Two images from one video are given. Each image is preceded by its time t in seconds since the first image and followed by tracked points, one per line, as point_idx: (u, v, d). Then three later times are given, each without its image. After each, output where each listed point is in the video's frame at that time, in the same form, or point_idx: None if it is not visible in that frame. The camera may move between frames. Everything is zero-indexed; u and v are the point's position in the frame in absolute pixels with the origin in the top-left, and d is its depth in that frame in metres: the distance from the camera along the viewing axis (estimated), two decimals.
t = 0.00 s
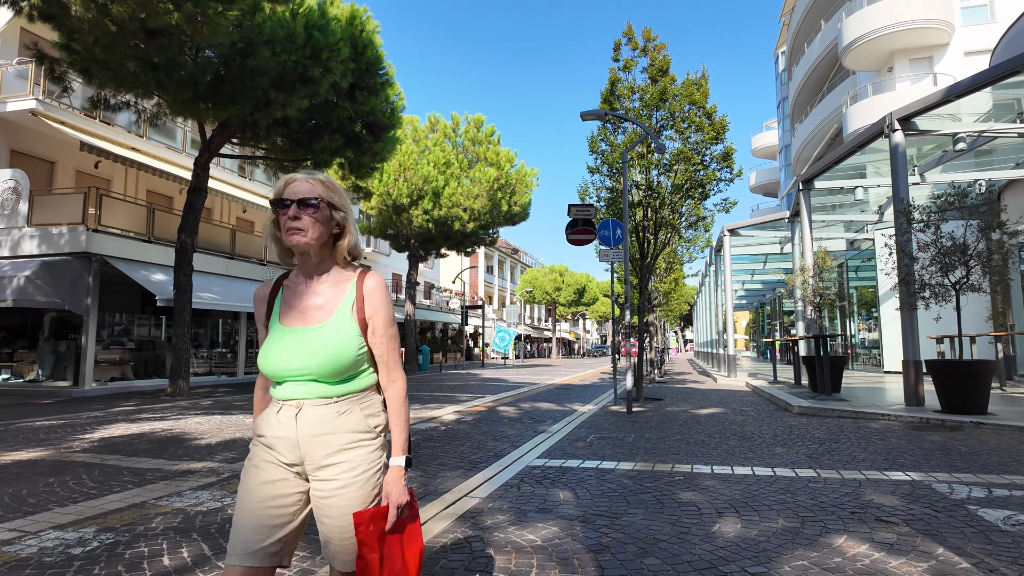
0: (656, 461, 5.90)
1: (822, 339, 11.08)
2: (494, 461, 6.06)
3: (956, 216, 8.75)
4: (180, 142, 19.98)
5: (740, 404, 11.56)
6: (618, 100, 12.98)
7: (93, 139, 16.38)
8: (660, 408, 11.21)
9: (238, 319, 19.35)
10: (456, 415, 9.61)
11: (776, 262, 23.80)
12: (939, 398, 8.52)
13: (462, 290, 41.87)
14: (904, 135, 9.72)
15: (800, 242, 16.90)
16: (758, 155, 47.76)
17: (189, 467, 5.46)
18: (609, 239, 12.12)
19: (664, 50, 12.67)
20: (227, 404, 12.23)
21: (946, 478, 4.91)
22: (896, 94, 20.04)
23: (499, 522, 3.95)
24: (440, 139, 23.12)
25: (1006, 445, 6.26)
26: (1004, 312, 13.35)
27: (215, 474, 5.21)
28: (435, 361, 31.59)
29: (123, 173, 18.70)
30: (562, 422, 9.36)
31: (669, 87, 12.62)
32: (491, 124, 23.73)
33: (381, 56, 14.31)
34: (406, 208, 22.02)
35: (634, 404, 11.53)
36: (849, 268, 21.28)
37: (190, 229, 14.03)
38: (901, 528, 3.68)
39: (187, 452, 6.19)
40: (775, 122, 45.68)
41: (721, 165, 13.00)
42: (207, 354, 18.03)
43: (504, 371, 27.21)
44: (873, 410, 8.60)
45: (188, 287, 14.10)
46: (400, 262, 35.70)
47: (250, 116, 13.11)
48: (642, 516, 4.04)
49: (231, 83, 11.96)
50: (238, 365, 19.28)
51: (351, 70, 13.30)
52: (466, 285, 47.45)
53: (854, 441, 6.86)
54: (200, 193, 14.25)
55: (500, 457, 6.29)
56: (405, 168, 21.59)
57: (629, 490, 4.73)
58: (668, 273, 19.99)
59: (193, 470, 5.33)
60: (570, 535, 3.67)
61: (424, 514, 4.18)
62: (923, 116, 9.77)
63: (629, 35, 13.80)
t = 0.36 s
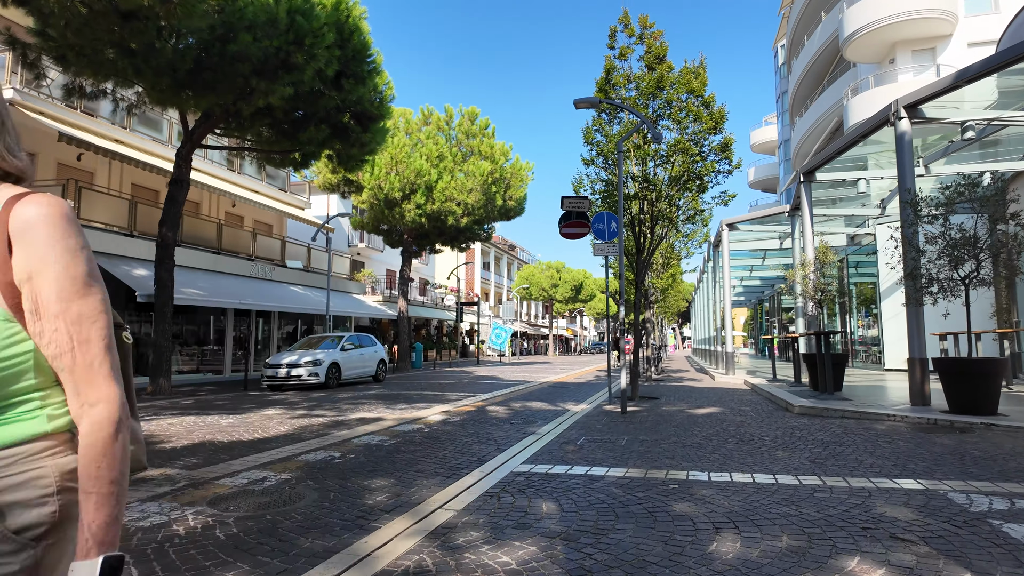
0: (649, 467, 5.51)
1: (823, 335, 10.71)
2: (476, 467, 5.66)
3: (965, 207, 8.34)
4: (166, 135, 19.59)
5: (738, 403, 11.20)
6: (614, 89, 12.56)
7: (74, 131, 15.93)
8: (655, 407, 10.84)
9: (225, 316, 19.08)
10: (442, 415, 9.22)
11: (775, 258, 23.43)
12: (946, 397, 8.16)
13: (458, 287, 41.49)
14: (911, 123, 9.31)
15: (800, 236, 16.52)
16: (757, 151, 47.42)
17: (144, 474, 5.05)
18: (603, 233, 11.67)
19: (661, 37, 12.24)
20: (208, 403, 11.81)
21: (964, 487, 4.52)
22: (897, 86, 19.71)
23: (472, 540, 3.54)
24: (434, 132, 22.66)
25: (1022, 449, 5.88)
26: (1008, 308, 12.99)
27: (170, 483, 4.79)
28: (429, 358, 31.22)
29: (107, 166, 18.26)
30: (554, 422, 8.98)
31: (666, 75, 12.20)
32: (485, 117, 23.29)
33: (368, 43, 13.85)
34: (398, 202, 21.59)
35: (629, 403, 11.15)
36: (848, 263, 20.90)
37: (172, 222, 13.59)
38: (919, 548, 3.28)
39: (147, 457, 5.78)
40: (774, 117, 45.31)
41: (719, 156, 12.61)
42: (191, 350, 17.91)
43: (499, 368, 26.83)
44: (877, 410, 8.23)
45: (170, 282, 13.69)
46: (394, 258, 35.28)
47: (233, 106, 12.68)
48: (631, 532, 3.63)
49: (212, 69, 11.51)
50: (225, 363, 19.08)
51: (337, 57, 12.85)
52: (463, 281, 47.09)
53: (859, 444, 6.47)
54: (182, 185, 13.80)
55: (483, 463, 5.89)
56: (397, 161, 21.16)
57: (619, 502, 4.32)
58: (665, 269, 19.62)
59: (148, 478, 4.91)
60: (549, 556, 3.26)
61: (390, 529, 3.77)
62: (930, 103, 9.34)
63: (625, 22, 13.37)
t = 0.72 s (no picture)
0: (632, 476, 5.16)
1: (813, 335, 10.43)
2: (448, 475, 5.28)
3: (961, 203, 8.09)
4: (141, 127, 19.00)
5: (726, 404, 10.89)
6: (600, 81, 12.21)
7: (40, 121, 15.30)
8: (641, 408, 10.50)
9: (201, 314, 18.47)
10: (419, 418, 8.82)
11: (763, 256, 23.22)
12: (941, 399, 7.89)
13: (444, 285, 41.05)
14: (905, 115, 9.07)
15: (789, 234, 16.28)
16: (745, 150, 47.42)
17: (80, 486, 4.60)
18: (589, 229, 11.27)
19: (648, 27, 11.89)
20: (176, 405, 11.31)
21: (968, 497, 4.20)
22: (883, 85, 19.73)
23: (431, 564, 3.15)
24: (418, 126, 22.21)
25: (1023, 453, 5.59)
26: (998, 307, 12.82)
27: (108, 496, 4.35)
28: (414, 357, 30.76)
29: (78, 159, 17.65)
30: (535, 425, 8.60)
31: (653, 66, 11.86)
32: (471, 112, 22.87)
33: (347, 32, 13.38)
34: (381, 198, 21.12)
35: (614, 404, 10.80)
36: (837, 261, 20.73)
37: (141, 216, 13.05)
38: (927, 571, 2.93)
39: (90, 466, 5.33)
40: (761, 116, 45.34)
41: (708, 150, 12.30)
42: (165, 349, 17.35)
43: (485, 368, 26.45)
44: (870, 412, 7.96)
45: (140, 279, 13.14)
46: (379, 256, 34.75)
47: (204, 95, 12.17)
48: (610, 554, 3.26)
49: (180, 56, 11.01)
50: (201, 363, 18.50)
51: (313, 45, 12.37)
52: (450, 279, 46.66)
53: (853, 449, 6.16)
54: (152, 178, 13.28)
55: (456, 471, 5.50)
56: (380, 156, 20.69)
57: (598, 516, 3.95)
58: (652, 266, 19.32)
59: (83, 491, 4.47)
60: None
61: (342, 551, 3.37)
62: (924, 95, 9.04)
63: (612, 12, 13.02)
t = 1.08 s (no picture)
0: (621, 492, 4.75)
1: (812, 336, 10.06)
2: (421, 491, 4.87)
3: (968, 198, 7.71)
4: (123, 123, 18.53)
5: (722, 407, 10.50)
6: (592, 73, 11.81)
7: (15, 115, 14.80)
8: (634, 412, 10.09)
9: (184, 314, 18.00)
10: (400, 424, 8.41)
11: (759, 255, 22.86)
12: (947, 404, 7.53)
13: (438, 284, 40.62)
14: (907, 107, 8.65)
15: (786, 232, 15.91)
16: (741, 149, 47.15)
17: (11, 506, 4.16)
18: (580, 225, 10.95)
19: (641, 17, 11.49)
20: (150, 410, 10.84)
21: (989, 519, 3.81)
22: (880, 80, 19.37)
23: None
24: (409, 122, 21.78)
25: None
26: (1000, 307, 12.48)
27: (38, 518, 3.91)
28: (406, 358, 30.31)
29: (58, 155, 17.15)
30: (522, 431, 8.20)
31: (647, 58, 11.47)
32: (462, 108, 22.45)
33: (330, 22, 12.94)
34: (371, 196, 20.71)
35: (606, 408, 10.39)
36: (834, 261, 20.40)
37: (117, 213, 12.58)
38: None
39: (32, 481, 4.89)
40: (757, 115, 45.06)
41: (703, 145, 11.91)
42: (146, 351, 16.89)
43: (477, 368, 26.01)
44: (872, 418, 7.59)
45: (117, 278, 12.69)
46: (371, 255, 34.27)
47: (181, 87, 11.72)
48: None
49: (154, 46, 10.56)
50: (184, 364, 18.04)
51: (294, 35, 11.93)
52: (444, 279, 46.35)
53: (857, 459, 5.78)
54: (129, 173, 12.82)
55: (431, 486, 5.09)
56: (369, 152, 20.26)
57: (579, 543, 3.55)
58: (647, 266, 18.93)
59: (12, 512, 4.03)
60: None
61: None
62: (928, 86, 8.63)
63: (605, 3, 12.62)
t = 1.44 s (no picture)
0: (613, 501, 4.36)
1: (816, 334, 9.67)
2: (396, 501, 4.48)
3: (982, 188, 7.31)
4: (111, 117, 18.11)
5: (722, 409, 10.08)
6: (588, 63, 11.42)
7: None
8: (631, 414, 9.69)
9: (172, 313, 17.59)
10: (385, 426, 8.01)
11: (760, 253, 22.49)
12: (959, 405, 7.15)
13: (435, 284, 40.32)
14: (916, 94, 8.25)
15: (788, 228, 15.53)
16: (741, 147, 46.81)
17: None
18: (575, 219, 10.53)
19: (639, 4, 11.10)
20: (129, 410, 10.45)
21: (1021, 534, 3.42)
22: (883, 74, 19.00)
23: None
24: (403, 118, 21.40)
25: None
26: (1009, 305, 12.11)
27: None
28: (403, 358, 29.93)
29: (43, 150, 16.75)
30: (512, 433, 7.81)
31: (645, 47, 11.08)
32: (458, 104, 22.07)
33: (318, 10, 12.56)
34: (364, 192, 20.37)
35: (602, 410, 9.99)
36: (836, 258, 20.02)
37: (97, 207, 12.18)
38: None
39: None
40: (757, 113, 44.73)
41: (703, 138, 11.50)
42: (131, 350, 16.48)
43: (473, 368, 25.60)
44: (880, 420, 7.20)
45: (98, 274, 12.29)
46: (367, 254, 33.85)
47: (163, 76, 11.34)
48: None
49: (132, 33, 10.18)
50: (171, 364, 17.63)
51: (280, 23, 11.55)
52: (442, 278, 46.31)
53: (868, 464, 5.39)
54: (110, 166, 12.41)
55: (408, 494, 4.69)
56: (362, 147, 19.90)
57: (563, 562, 3.15)
58: (646, 263, 18.54)
59: None
60: None
61: None
62: (938, 72, 8.23)
63: None
